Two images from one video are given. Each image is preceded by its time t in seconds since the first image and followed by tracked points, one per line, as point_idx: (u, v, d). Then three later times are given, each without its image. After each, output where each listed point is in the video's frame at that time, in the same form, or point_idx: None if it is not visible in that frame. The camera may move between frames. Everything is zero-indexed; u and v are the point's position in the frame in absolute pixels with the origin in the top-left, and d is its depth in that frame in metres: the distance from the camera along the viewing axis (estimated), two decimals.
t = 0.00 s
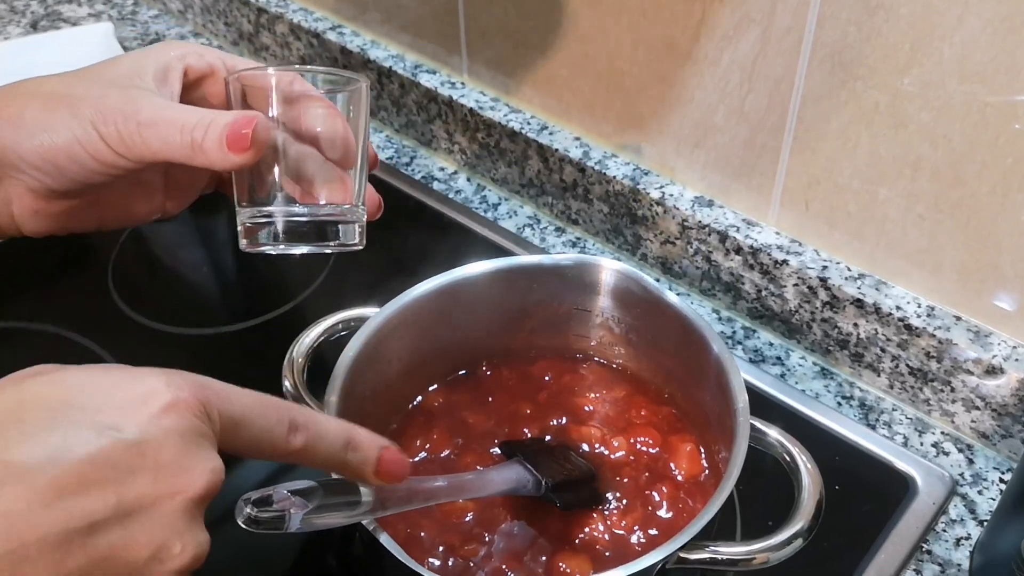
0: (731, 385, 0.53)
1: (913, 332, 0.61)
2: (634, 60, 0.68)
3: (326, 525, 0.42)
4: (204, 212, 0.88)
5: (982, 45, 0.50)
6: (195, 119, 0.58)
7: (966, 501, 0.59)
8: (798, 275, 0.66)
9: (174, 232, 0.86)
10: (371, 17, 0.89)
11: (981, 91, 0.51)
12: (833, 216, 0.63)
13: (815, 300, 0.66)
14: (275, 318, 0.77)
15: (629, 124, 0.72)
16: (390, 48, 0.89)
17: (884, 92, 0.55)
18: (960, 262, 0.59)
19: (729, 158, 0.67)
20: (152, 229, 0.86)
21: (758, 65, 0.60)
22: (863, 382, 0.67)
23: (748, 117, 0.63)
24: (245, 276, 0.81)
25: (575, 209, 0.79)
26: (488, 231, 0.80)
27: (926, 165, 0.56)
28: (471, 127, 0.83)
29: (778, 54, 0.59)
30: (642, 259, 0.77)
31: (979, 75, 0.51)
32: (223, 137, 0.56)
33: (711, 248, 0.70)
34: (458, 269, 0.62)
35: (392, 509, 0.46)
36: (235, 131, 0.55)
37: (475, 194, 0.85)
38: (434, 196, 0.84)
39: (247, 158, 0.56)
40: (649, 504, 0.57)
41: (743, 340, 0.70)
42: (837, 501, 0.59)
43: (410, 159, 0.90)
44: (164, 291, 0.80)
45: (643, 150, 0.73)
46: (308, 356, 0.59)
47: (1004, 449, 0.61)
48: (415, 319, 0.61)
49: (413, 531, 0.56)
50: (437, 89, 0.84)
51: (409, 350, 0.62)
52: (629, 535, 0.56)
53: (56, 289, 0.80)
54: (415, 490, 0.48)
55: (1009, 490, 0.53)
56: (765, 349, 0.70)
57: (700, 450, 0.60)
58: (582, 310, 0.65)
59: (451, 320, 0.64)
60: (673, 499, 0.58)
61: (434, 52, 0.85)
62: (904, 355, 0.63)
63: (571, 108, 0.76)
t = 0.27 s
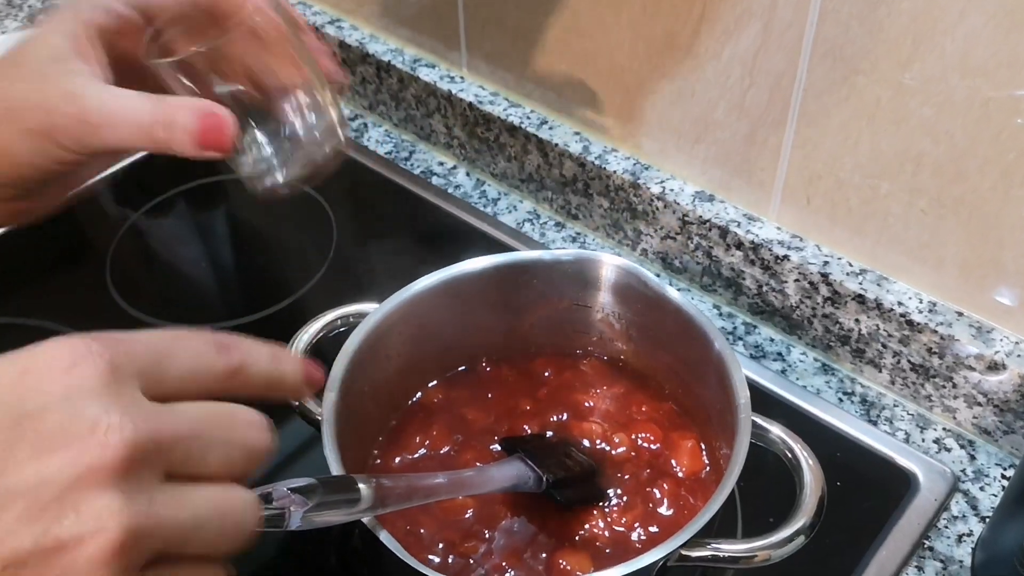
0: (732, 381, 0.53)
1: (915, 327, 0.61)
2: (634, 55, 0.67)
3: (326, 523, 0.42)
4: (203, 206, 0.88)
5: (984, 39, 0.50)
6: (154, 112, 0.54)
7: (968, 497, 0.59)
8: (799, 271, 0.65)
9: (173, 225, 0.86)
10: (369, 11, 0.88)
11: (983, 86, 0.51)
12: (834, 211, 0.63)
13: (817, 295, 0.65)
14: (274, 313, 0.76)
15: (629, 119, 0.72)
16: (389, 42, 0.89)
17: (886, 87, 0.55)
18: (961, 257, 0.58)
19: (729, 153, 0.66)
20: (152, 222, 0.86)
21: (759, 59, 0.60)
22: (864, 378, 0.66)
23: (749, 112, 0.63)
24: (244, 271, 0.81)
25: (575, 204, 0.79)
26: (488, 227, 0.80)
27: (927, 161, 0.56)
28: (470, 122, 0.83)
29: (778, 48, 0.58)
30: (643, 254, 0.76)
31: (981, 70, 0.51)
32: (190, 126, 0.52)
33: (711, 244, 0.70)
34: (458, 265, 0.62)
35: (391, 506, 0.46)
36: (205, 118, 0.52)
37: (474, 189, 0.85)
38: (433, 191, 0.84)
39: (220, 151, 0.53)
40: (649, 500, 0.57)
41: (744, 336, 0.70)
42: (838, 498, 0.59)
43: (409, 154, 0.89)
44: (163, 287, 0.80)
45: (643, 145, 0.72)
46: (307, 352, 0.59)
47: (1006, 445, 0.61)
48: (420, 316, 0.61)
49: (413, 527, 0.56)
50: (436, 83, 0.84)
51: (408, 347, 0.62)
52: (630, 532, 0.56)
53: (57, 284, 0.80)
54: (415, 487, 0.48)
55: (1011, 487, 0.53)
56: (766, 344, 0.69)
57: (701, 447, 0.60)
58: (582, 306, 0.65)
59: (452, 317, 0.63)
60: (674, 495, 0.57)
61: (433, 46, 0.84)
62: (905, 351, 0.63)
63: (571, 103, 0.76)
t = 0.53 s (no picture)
0: (736, 378, 0.52)
1: (920, 321, 0.60)
2: (635, 46, 0.67)
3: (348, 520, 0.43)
4: (200, 199, 0.87)
5: (991, 29, 0.49)
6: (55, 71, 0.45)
7: (973, 492, 0.58)
8: (802, 263, 0.65)
9: (171, 217, 0.85)
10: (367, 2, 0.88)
11: (990, 76, 0.50)
12: (838, 203, 0.62)
13: (820, 288, 0.65)
14: (273, 306, 0.76)
15: (630, 110, 0.71)
16: (387, 33, 0.88)
17: (891, 78, 0.54)
18: (967, 250, 0.58)
19: (732, 145, 0.66)
20: (149, 214, 0.85)
21: (762, 50, 0.59)
22: (868, 371, 0.66)
23: (751, 103, 0.62)
24: (242, 264, 0.80)
25: (576, 196, 0.78)
26: (487, 219, 0.79)
27: (933, 152, 0.55)
28: (470, 113, 0.82)
29: (781, 39, 0.58)
30: (644, 247, 0.76)
31: (987, 60, 0.50)
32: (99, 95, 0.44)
33: (713, 236, 0.69)
34: (458, 259, 0.61)
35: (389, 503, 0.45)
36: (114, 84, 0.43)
37: (474, 181, 0.84)
38: (433, 184, 0.83)
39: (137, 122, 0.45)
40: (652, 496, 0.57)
41: (746, 330, 0.69)
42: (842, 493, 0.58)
43: (408, 146, 0.89)
44: (160, 282, 0.79)
45: (645, 136, 0.72)
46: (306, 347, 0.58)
47: (1012, 439, 0.60)
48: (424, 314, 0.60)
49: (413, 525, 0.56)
50: (435, 75, 0.83)
51: (407, 341, 0.61)
52: (631, 528, 0.55)
53: (57, 277, 0.79)
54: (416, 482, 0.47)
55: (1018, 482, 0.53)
56: (768, 338, 0.69)
57: (704, 442, 0.60)
58: (582, 300, 0.64)
59: (452, 313, 0.63)
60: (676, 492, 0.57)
61: (432, 36, 0.84)
62: (910, 345, 0.62)
63: (571, 94, 0.75)
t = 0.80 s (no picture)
0: (740, 373, 0.52)
1: (926, 313, 0.60)
2: (636, 34, 0.65)
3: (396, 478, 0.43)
4: (196, 188, 0.86)
5: (1001, 17, 0.48)
6: None
7: (979, 487, 0.57)
8: (806, 254, 0.64)
9: (166, 207, 0.84)
10: None
11: (999, 65, 0.49)
12: (842, 193, 0.61)
13: (824, 279, 0.64)
14: (270, 298, 0.75)
15: (631, 99, 0.70)
16: (384, 20, 0.87)
17: (898, 67, 0.53)
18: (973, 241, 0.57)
19: (735, 134, 0.65)
20: (144, 204, 0.84)
21: (766, 38, 0.58)
22: (872, 363, 0.65)
23: (755, 92, 0.61)
24: (239, 254, 0.79)
25: (575, 186, 0.77)
26: (486, 209, 0.78)
27: (940, 142, 0.54)
28: (469, 102, 0.81)
29: (785, 27, 0.57)
30: (645, 237, 0.75)
31: (997, 49, 0.49)
32: None
33: (715, 227, 0.68)
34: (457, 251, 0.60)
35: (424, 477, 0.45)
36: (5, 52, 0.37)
37: (473, 171, 0.83)
38: (431, 173, 0.82)
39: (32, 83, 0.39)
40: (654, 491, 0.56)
41: (748, 321, 0.68)
42: (847, 488, 0.58)
43: (406, 135, 0.88)
44: (156, 274, 0.78)
45: (646, 125, 0.71)
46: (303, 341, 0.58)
47: (1019, 433, 0.60)
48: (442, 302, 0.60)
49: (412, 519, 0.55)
50: (433, 63, 0.82)
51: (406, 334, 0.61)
52: (632, 523, 0.55)
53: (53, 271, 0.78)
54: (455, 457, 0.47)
55: None
56: (771, 330, 0.68)
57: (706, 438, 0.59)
58: (583, 292, 0.63)
59: (463, 305, 0.62)
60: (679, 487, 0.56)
61: (430, 24, 0.83)
62: (915, 337, 0.61)
63: (571, 82, 0.74)
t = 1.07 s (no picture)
0: (746, 366, 0.51)
1: (933, 304, 0.59)
2: (639, 21, 0.64)
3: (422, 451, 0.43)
4: (194, 176, 0.85)
5: (1013, 3, 0.47)
6: None
7: (987, 480, 0.57)
8: (811, 245, 0.63)
9: (164, 195, 0.83)
10: None
11: (1010, 52, 0.48)
12: (848, 183, 0.60)
13: (830, 270, 0.63)
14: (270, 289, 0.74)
15: (634, 87, 0.69)
16: (383, 6, 0.86)
17: (906, 54, 0.52)
18: (982, 231, 0.56)
19: (739, 122, 0.64)
20: (142, 192, 0.83)
21: (771, 25, 0.57)
22: (878, 355, 0.64)
23: (760, 80, 0.60)
24: (238, 244, 0.78)
25: (577, 175, 0.76)
26: (487, 198, 0.78)
27: (949, 131, 0.53)
28: (469, 90, 0.80)
29: (791, 14, 0.56)
30: (648, 227, 0.74)
31: (1007, 36, 0.48)
32: None
33: (719, 216, 0.68)
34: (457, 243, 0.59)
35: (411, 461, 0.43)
36: None
37: (473, 159, 0.82)
38: (432, 162, 0.81)
39: None
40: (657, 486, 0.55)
41: (752, 312, 0.68)
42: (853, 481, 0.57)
43: (405, 123, 0.87)
44: (154, 263, 0.77)
45: (649, 113, 0.70)
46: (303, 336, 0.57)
47: None
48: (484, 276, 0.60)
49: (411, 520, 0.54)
50: (433, 50, 0.81)
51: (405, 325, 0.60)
52: (634, 517, 0.54)
53: (52, 262, 0.77)
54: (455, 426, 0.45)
55: None
56: (775, 320, 0.67)
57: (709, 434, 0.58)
58: (585, 283, 0.62)
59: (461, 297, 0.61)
60: (682, 482, 0.55)
61: (429, 10, 0.81)
62: (922, 328, 0.60)
63: (572, 70, 0.73)
